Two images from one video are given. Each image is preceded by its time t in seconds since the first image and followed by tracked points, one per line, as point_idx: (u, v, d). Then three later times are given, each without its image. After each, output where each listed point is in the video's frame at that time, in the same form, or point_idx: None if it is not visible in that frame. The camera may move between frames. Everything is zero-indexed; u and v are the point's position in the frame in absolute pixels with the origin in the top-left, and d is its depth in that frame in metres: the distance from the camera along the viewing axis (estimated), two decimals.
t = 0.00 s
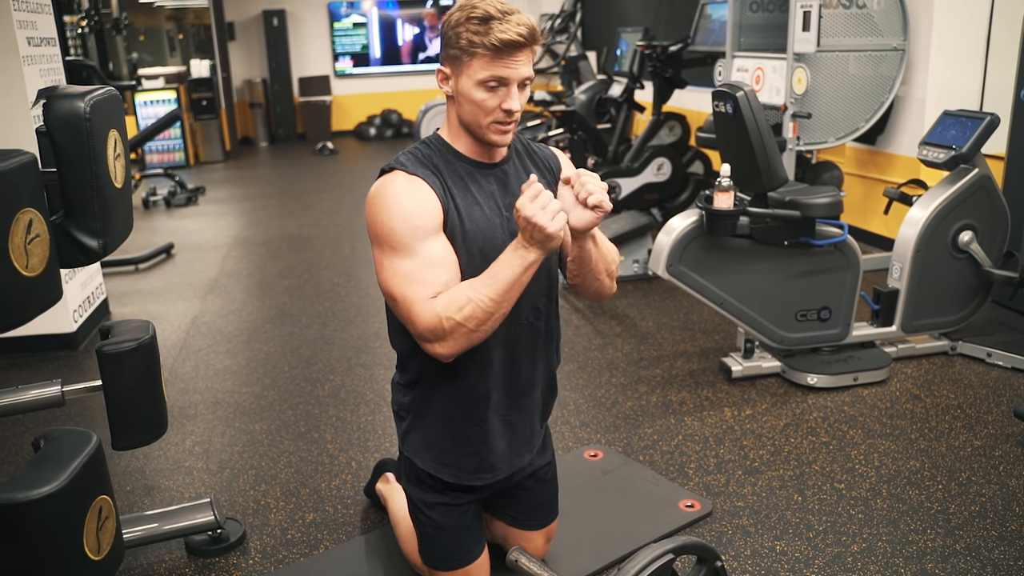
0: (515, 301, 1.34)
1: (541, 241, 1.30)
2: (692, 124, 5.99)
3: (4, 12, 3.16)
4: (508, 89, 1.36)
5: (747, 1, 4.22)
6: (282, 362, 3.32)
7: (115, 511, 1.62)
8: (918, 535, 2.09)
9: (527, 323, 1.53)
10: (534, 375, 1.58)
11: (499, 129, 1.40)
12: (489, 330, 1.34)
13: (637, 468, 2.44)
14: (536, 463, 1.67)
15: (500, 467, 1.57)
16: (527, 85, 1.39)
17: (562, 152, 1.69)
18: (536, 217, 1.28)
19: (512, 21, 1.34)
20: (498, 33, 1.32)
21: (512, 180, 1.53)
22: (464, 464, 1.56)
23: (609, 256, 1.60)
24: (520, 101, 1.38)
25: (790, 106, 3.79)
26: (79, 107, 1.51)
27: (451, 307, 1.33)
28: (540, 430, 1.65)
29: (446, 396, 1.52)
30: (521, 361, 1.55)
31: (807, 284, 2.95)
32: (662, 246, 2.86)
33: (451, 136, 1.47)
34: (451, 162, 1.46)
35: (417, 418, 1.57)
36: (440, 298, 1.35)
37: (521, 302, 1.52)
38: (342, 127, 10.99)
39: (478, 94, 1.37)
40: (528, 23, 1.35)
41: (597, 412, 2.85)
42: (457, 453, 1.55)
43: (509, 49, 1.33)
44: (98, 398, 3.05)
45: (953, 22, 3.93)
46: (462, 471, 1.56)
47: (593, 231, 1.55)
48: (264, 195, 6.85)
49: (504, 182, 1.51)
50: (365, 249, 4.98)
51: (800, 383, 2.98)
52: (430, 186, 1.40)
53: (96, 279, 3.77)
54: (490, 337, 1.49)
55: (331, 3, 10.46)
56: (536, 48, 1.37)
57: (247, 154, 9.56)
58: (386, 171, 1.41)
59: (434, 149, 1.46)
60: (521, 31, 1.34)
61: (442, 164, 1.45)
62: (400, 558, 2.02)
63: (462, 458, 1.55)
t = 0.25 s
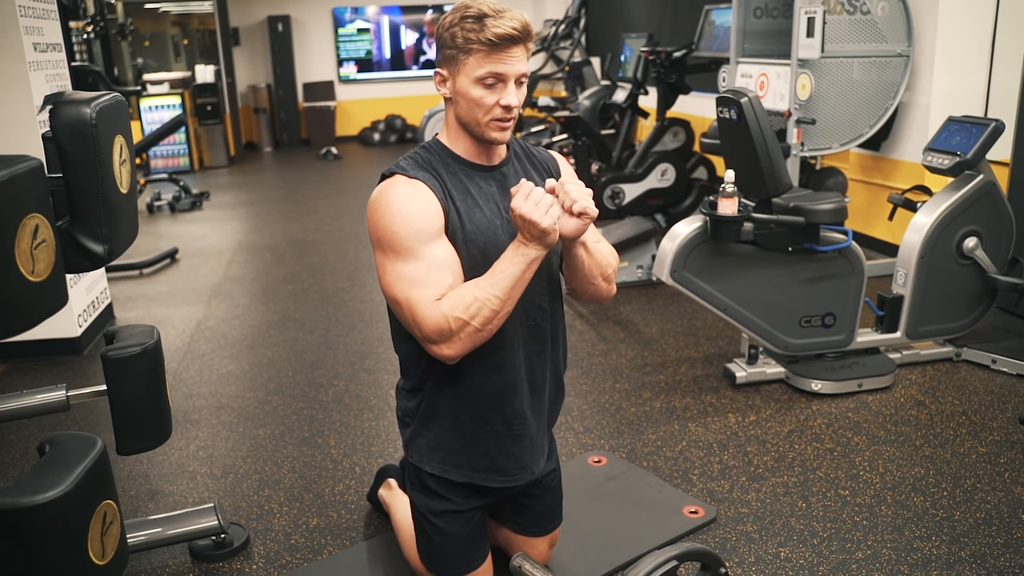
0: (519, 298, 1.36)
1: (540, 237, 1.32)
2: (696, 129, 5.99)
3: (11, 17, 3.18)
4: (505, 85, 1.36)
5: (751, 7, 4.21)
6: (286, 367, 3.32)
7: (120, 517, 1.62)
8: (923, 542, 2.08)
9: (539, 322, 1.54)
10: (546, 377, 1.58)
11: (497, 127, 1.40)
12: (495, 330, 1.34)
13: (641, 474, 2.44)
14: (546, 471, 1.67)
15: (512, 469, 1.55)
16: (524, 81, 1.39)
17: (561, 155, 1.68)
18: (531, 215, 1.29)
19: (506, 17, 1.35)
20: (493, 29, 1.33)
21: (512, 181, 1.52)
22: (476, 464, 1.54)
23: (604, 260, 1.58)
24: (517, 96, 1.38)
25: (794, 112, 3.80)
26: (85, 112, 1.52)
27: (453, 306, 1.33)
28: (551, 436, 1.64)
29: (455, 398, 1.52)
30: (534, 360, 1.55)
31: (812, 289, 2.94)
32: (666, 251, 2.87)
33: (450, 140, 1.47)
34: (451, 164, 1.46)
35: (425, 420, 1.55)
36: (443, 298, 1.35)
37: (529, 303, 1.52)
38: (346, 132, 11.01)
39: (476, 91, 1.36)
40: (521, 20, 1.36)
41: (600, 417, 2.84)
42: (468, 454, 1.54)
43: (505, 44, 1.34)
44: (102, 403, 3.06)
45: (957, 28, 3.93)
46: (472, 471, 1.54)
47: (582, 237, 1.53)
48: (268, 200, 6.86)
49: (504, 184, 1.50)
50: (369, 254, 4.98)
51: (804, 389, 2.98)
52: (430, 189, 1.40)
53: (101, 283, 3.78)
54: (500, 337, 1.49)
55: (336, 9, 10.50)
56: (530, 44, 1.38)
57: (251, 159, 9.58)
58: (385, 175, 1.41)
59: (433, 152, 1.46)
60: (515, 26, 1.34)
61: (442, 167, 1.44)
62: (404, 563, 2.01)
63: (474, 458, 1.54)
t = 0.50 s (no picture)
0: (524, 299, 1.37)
1: (547, 238, 1.33)
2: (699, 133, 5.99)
3: (15, 21, 3.19)
4: (503, 85, 1.36)
5: (754, 11, 4.22)
6: (289, 371, 3.32)
7: (122, 520, 1.62)
8: (927, 547, 2.08)
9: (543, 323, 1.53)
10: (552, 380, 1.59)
11: (496, 128, 1.39)
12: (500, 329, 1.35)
13: (643, 478, 2.44)
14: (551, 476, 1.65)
15: (519, 471, 1.55)
16: (522, 83, 1.39)
17: (565, 160, 1.68)
18: (540, 214, 1.31)
19: (502, 19, 1.36)
20: (489, 30, 1.34)
21: (514, 184, 1.51)
22: (483, 464, 1.54)
23: (604, 265, 1.57)
24: (515, 97, 1.38)
25: (797, 116, 3.80)
26: (89, 116, 1.52)
27: (461, 306, 1.33)
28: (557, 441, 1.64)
29: (459, 399, 1.52)
30: (539, 362, 1.55)
31: (815, 293, 2.94)
32: (670, 255, 2.87)
33: (452, 143, 1.47)
34: (453, 167, 1.45)
35: (430, 423, 1.55)
36: (450, 297, 1.35)
37: (533, 306, 1.52)
38: (349, 135, 11.03)
39: (475, 92, 1.37)
40: (517, 21, 1.37)
41: (603, 422, 2.84)
42: (473, 457, 1.54)
43: (501, 45, 1.35)
44: (106, 406, 3.06)
45: (960, 32, 3.93)
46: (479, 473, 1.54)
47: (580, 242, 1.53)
48: (272, 204, 6.87)
49: (506, 187, 1.50)
50: (372, 258, 4.98)
51: (808, 393, 2.97)
52: (434, 191, 1.40)
53: (104, 286, 3.79)
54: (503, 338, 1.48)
55: (339, 13, 10.51)
56: (527, 46, 1.38)
57: (254, 162, 9.59)
58: (388, 178, 1.41)
59: (437, 156, 1.46)
60: (511, 27, 1.35)
61: (444, 170, 1.44)
62: (406, 567, 2.01)
63: (482, 458, 1.54)
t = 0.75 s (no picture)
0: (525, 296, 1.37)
1: (548, 235, 1.34)
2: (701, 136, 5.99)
3: (19, 23, 3.19)
4: (500, 83, 1.36)
5: (757, 13, 4.22)
6: (291, 373, 3.32)
7: (125, 520, 1.62)
8: (929, 549, 2.07)
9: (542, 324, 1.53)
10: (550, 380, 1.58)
11: (494, 126, 1.39)
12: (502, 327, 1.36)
13: (645, 480, 2.43)
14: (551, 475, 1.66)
15: (519, 473, 1.54)
16: (519, 81, 1.39)
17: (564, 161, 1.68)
18: (540, 212, 1.31)
19: (498, 17, 1.36)
20: (485, 28, 1.34)
21: (513, 182, 1.51)
22: (482, 470, 1.53)
23: (604, 265, 1.57)
24: (513, 95, 1.38)
25: (800, 118, 3.79)
26: (93, 118, 1.52)
27: (462, 304, 1.33)
28: (555, 442, 1.63)
29: (459, 400, 1.51)
30: (538, 363, 1.55)
31: (817, 296, 2.93)
32: (672, 257, 2.87)
33: (451, 143, 1.47)
34: (452, 166, 1.45)
35: (430, 427, 1.55)
36: (451, 295, 1.35)
37: (533, 306, 1.52)
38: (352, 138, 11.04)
39: (472, 91, 1.37)
40: (513, 19, 1.37)
41: (605, 424, 2.84)
42: (472, 460, 1.53)
43: (497, 43, 1.35)
44: (108, 407, 3.06)
45: (963, 35, 3.93)
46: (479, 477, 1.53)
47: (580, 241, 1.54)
48: (274, 206, 6.87)
49: (506, 187, 1.50)
50: (375, 260, 4.99)
51: (810, 396, 2.97)
52: (434, 190, 1.40)
53: (107, 288, 3.79)
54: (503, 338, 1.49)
55: (342, 15, 10.52)
56: (524, 44, 1.39)
57: (257, 164, 9.60)
58: (387, 178, 1.41)
59: (436, 156, 1.46)
60: (507, 25, 1.35)
61: (444, 169, 1.44)
62: (409, 570, 2.01)
63: (481, 463, 1.53)
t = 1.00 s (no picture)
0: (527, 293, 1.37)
1: (548, 232, 1.34)
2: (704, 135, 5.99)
3: (22, 21, 3.20)
4: (499, 81, 1.36)
5: (760, 13, 4.22)
6: (293, 372, 3.32)
7: (128, 519, 1.62)
8: (932, 549, 2.07)
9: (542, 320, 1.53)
10: (552, 378, 1.57)
11: (494, 124, 1.39)
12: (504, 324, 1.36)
13: (648, 479, 2.43)
14: (553, 473, 1.65)
15: (520, 469, 1.54)
16: (518, 79, 1.39)
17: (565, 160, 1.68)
18: (540, 210, 1.31)
19: (496, 15, 1.36)
20: (484, 26, 1.34)
21: (513, 180, 1.51)
22: (482, 467, 1.52)
23: (604, 262, 1.57)
24: (512, 92, 1.38)
25: (803, 117, 3.79)
26: (96, 116, 1.52)
27: (464, 302, 1.33)
28: (558, 440, 1.63)
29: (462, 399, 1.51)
30: (538, 360, 1.54)
31: (820, 295, 2.93)
32: (675, 257, 2.87)
33: (452, 142, 1.47)
34: (452, 165, 1.45)
35: (431, 424, 1.55)
36: (453, 293, 1.35)
37: (536, 300, 1.52)
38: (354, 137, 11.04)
39: (472, 89, 1.36)
40: (512, 17, 1.37)
41: (608, 423, 2.84)
42: (474, 458, 1.53)
43: (496, 41, 1.35)
44: (111, 406, 3.07)
45: (967, 34, 3.92)
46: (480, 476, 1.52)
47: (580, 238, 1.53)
48: (277, 205, 6.88)
49: (507, 185, 1.50)
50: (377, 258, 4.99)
51: (812, 396, 2.96)
52: (435, 189, 1.39)
53: (110, 286, 3.80)
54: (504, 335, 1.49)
55: (344, 14, 10.52)
56: (523, 41, 1.38)
57: (260, 163, 9.61)
58: (388, 177, 1.41)
59: (437, 155, 1.46)
60: (505, 23, 1.35)
61: (444, 168, 1.44)
62: (412, 568, 2.01)
63: (481, 460, 1.53)
